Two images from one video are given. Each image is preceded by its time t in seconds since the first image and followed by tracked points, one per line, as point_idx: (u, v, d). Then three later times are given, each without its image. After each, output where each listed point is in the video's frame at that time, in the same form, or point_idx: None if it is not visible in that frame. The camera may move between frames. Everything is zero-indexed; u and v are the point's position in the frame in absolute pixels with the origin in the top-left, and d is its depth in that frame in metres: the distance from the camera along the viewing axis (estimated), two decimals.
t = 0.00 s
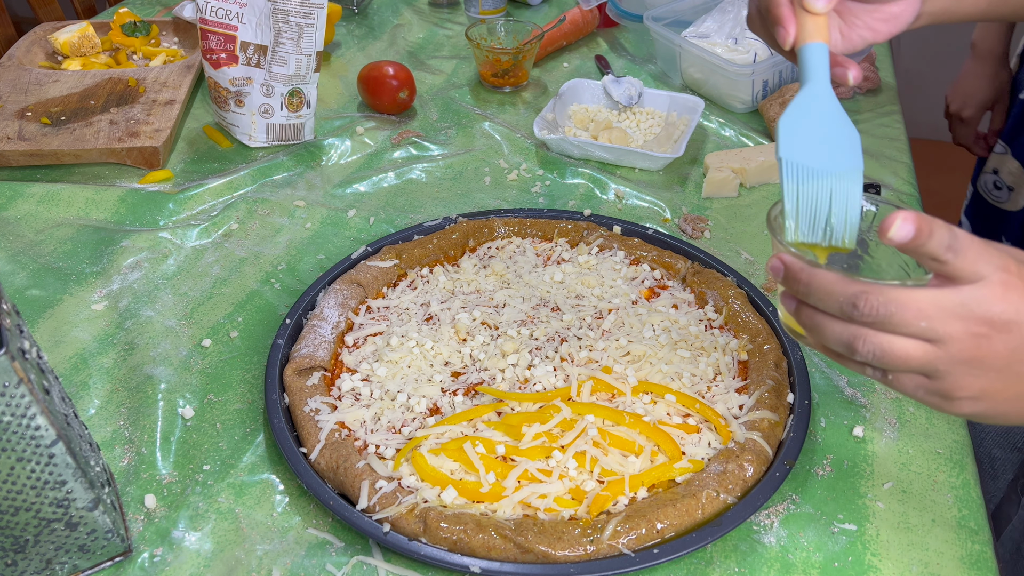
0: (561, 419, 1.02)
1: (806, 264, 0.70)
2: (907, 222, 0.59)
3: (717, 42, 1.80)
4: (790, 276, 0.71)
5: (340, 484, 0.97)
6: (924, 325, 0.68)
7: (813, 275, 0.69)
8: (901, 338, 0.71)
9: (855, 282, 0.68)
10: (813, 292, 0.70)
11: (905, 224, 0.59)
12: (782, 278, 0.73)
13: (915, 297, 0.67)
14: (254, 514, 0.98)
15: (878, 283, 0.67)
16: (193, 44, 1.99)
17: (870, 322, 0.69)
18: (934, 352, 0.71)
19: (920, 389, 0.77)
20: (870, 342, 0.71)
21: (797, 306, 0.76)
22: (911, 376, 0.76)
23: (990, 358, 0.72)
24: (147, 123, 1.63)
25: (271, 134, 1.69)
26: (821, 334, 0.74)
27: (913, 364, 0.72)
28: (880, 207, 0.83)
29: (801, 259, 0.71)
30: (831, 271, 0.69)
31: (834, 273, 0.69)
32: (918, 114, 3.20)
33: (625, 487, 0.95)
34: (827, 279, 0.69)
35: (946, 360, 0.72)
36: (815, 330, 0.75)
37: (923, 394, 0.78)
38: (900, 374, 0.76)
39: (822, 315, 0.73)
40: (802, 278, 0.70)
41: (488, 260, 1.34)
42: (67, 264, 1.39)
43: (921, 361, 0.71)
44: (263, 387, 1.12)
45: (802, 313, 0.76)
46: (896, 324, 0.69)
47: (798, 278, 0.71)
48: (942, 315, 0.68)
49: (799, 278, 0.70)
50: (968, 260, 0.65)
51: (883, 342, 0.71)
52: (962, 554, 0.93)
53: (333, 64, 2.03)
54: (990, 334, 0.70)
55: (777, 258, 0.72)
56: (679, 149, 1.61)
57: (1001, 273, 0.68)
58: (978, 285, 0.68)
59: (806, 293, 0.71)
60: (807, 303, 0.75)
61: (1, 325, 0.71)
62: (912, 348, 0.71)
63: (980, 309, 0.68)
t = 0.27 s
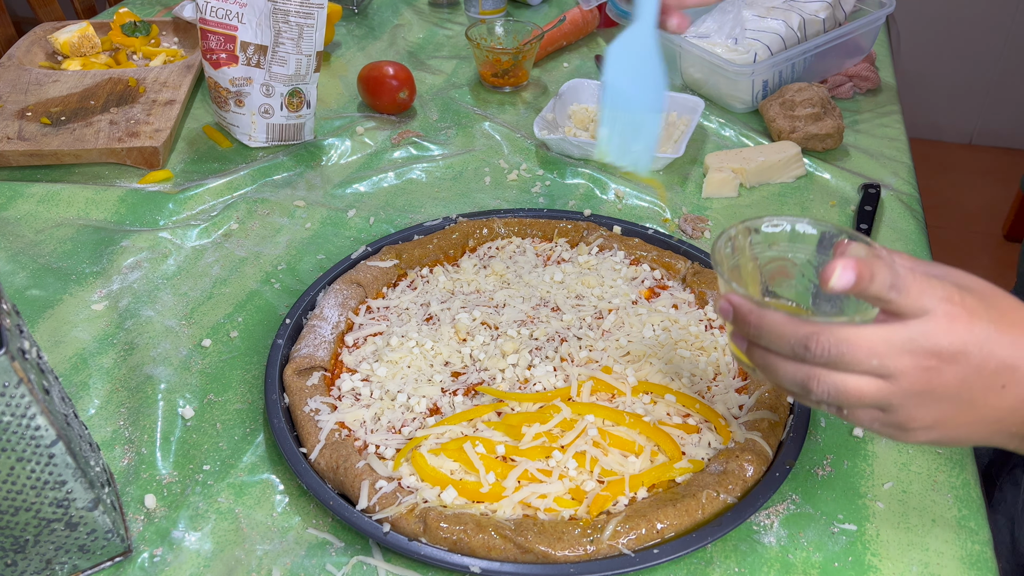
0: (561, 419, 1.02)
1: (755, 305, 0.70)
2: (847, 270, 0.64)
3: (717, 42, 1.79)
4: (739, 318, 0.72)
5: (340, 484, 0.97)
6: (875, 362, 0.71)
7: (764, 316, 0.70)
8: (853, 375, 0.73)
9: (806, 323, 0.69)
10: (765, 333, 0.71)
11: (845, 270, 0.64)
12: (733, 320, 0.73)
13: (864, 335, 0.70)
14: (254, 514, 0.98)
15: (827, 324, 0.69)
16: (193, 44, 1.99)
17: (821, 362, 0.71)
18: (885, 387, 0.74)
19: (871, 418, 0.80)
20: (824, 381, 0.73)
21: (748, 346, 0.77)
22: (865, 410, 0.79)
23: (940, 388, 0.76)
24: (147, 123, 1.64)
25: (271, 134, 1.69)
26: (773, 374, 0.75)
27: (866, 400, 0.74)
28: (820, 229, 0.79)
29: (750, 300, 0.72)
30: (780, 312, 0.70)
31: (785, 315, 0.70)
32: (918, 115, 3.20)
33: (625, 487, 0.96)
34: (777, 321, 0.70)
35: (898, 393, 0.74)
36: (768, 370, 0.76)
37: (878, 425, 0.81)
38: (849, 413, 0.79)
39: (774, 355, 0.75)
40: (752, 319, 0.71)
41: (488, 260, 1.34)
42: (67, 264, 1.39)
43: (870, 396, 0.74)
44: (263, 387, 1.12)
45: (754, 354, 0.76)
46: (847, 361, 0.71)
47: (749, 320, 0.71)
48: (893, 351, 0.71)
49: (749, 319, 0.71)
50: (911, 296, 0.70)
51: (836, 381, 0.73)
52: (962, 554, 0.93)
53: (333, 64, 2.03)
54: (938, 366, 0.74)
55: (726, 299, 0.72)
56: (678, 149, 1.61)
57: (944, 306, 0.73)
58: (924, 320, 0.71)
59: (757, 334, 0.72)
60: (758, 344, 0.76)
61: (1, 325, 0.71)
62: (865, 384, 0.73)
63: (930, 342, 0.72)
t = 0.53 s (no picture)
0: (561, 419, 1.02)
1: (810, 432, 0.67)
2: (917, 406, 0.61)
3: (717, 42, 1.80)
4: (794, 445, 0.68)
5: (340, 484, 0.97)
6: (946, 477, 0.67)
7: (822, 444, 0.66)
8: (923, 490, 0.70)
9: (869, 448, 0.65)
10: (826, 461, 0.66)
11: (916, 410, 0.60)
12: (785, 445, 0.69)
13: (930, 452, 0.66)
14: (254, 514, 0.98)
15: (891, 444, 0.65)
16: (193, 44, 1.99)
17: (889, 483, 0.68)
18: (956, 497, 0.70)
19: (941, 525, 0.75)
20: (893, 501, 0.70)
21: (803, 469, 0.73)
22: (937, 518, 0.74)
23: (1007, 488, 0.72)
24: (147, 123, 1.63)
25: (271, 134, 1.69)
26: (836, 494, 0.72)
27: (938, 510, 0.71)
28: (833, 316, 0.82)
29: (802, 425, 0.68)
30: (840, 437, 0.66)
31: (846, 440, 0.66)
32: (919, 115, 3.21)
33: (625, 487, 0.96)
34: (839, 448, 0.65)
35: (968, 500, 0.71)
36: (830, 492, 0.72)
37: (948, 529, 0.76)
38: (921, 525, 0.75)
39: (834, 478, 0.71)
40: (809, 447, 0.67)
41: (488, 260, 1.34)
42: (67, 264, 1.39)
43: (940, 506, 0.71)
44: (263, 387, 1.12)
45: (811, 476, 0.72)
46: (916, 480, 0.67)
47: (805, 447, 0.67)
48: (961, 463, 0.67)
49: (806, 446, 0.67)
50: (975, 405, 0.66)
51: (906, 497, 0.70)
52: (962, 553, 0.93)
53: (333, 64, 2.03)
54: (1006, 469, 0.70)
55: (776, 425, 0.68)
56: (678, 149, 1.61)
57: (1006, 407, 0.68)
58: (987, 427, 0.67)
59: (816, 461, 0.67)
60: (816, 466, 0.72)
61: (1, 325, 0.71)
62: (936, 496, 0.70)
63: (995, 449, 0.68)
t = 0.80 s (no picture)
0: (561, 419, 1.02)
1: (867, 453, 0.61)
2: (1003, 429, 0.59)
3: (717, 42, 1.79)
4: (850, 469, 0.62)
5: (340, 484, 0.97)
6: (1011, 496, 0.61)
7: (881, 467, 0.60)
8: (986, 511, 0.64)
9: (932, 469, 0.60)
10: (885, 486, 0.60)
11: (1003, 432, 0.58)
12: (836, 467, 0.62)
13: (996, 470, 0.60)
14: (254, 514, 0.98)
15: (953, 465, 0.60)
16: (193, 44, 1.99)
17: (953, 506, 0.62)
18: (1017, 515, 0.65)
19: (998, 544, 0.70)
20: (955, 523, 0.64)
21: (853, 491, 0.66)
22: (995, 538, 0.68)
23: None
24: (147, 123, 1.64)
25: (271, 134, 1.69)
26: (893, 519, 0.66)
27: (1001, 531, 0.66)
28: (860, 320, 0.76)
29: (855, 447, 0.62)
30: (900, 459, 0.60)
31: (907, 464, 0.60)
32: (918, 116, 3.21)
33: (625, 487, 0.96)
34: (900, 471, 0.60)
35: None
36: (885, 516, 0.66)
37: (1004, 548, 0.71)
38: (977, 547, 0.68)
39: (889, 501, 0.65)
40: (866, 469, 0.61)
41: (488, 260, 1.34)
42: (67, 264, 1.39)
43: (1001, 526, 0.65)
44: (263, 387, 1.12)
45: (864, 499, 0.66)
46: (982, 502, 0.61)
47: (862, 471, 0.61)
48: None
49: (863, 470, 0.61)
50: None
51: (967, 518, 0.64)
52: (962, 554, 0.93)
53: (333, 64, 2.03)
54: None
55: (827, 447, 0.62)
56: (678, 149, 1.61)
57: None
58: None
59: (875, 486, 0.61)
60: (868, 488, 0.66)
61: (1, 325, 0.71)
62: (998, 517, 0.64)
63: None
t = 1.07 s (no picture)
0: (561, 419, 1.01)
1: (873, 462, 0.60)
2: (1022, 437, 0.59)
3: (717, 42, 1.78)
4: (856, 479, 0.61)
5: (340, 484, 0.97)
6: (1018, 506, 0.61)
7: (888, 476, 0.60)
8: (990, 520, 0.64)
9: (940, 477, 0.60)
10: (892, 495, 0.60)
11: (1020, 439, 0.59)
12: (842, 476, 0.62)
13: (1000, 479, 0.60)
14: (254, 514, 0.98)
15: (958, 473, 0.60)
16: (194, 44, 1.99)
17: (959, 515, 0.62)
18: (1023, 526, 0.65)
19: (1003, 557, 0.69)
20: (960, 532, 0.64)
21: (859, 501, 0.66)
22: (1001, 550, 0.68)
23: None
24: (147, 123, 1.64)
25: (271, 134, 1.69)
26: (899, 530, 0.65)
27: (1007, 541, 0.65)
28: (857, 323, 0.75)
29: (861, 455, 0.62)
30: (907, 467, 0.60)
31: (912, 473, 0.60)
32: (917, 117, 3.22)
33: (625, 487, 0.96)
34: (906, 479, 0.59)
35: None
36: (891, 527, 0.65)
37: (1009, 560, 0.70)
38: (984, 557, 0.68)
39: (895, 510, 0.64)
40: (873, 478, 0.60)
41: (488, 260, 1.34)
42: (67, 264, 1.39)
43: (1009, 535, 0.65)
44: (263, 387, 1.12)
45: (869, 509, 0.66)
46: (988, 511, 0.61)
47: (869, 480, 0.61)
48: None
49: (870, 479, 0.60)
50: None
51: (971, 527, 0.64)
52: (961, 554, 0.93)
53: (333, 64, 2.03)
54: None
55: (832, 456, 0.62)
56: (678, 149, 1.61)
57: None
58: None
59: (882, 495, 0.61)
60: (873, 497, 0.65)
61: (1, 325, 0.71)
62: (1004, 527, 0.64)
63: None
